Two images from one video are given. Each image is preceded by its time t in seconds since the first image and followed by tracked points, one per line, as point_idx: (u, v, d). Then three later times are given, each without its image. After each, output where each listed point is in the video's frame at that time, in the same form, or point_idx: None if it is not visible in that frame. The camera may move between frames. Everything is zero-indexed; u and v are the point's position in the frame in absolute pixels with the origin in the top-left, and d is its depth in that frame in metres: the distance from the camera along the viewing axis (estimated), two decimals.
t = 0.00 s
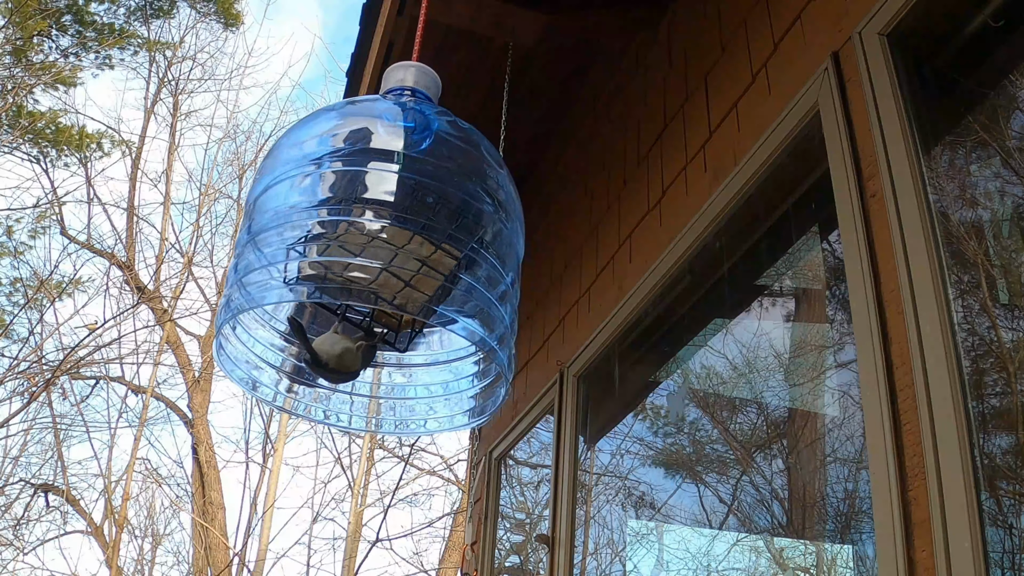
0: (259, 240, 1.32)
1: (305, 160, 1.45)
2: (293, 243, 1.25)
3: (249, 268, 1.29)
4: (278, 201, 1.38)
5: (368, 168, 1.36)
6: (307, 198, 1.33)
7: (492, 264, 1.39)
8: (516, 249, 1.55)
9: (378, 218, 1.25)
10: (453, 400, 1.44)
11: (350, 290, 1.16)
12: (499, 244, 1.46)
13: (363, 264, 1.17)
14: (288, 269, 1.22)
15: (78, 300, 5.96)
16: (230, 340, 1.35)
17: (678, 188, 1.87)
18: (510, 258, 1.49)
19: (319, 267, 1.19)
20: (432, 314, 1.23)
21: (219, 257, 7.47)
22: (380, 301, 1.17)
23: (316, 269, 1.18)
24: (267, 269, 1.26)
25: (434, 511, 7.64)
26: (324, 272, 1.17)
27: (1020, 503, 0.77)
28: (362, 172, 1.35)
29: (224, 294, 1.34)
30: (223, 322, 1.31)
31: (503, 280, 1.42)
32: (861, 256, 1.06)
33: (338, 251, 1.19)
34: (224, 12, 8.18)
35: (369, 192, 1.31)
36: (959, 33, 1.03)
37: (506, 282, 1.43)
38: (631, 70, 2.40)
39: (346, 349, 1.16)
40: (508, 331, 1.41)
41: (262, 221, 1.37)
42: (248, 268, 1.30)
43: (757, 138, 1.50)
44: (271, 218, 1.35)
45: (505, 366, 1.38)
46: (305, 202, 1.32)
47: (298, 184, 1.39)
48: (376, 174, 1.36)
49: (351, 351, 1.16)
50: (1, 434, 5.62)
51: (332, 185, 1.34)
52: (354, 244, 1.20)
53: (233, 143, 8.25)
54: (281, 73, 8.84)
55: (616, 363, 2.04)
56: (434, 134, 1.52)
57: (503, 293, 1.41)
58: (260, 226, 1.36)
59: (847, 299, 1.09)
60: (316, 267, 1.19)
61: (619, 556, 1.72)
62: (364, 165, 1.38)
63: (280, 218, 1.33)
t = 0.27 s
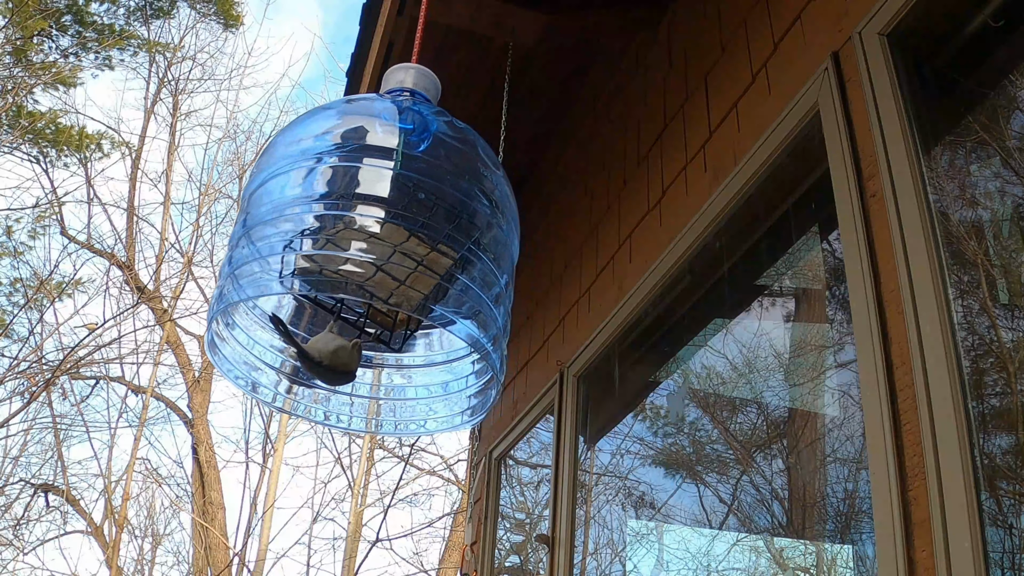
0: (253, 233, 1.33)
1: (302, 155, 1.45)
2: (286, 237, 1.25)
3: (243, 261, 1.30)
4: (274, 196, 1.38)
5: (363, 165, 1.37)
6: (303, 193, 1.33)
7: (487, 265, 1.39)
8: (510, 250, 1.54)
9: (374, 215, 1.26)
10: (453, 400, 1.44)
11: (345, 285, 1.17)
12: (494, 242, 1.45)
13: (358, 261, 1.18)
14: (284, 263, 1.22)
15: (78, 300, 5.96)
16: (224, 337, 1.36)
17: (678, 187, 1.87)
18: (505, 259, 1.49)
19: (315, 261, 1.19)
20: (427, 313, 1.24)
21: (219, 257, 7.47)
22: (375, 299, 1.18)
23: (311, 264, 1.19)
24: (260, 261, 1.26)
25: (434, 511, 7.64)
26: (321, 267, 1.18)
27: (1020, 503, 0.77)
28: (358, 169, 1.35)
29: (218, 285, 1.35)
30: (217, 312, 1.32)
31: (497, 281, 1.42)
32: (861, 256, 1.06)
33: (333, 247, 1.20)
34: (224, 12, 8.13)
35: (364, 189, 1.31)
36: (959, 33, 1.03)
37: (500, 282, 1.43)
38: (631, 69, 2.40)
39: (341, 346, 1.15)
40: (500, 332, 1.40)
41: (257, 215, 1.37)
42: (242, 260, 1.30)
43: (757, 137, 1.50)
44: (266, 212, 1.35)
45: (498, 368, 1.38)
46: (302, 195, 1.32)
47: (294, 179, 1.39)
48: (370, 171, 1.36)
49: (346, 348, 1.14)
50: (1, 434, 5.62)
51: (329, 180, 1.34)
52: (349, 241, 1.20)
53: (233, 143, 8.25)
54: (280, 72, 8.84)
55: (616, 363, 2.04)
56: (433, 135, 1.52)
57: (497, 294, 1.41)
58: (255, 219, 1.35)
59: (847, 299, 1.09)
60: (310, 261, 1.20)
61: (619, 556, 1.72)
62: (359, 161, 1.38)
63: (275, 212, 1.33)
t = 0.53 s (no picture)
0: (253, 242, 1.33)
1: (301, 164, 1.45)
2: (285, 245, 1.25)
3: (244, 270, 1.30)
4: (273, 204, 1.39)
5: (362, 173, 1.37)
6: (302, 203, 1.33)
7: (485, 270, 1.40)
8: (508, 254, 1.55)
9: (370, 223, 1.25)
10: (453, 402, 1.43)
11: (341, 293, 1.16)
12: (490, 248, 1.46)
13: (354, 268, 1.17)
14: (282, 272, 1.21)
15: (78, 300, 5.96)
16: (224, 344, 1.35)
17: (678, 187, 1.87)
18: (502, 264, 1.49)
19: (312, 269, 1.19)
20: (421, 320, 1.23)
21: (219, 257, 7.47)
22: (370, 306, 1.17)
23: (308, 273, 1.19)
24: (260, 272, 1.26)
25: (434, 511, 7.64)
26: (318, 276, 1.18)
27: (1020, 503, 0.77)
28: (357, 177, 1.35)
29: (218, 295, 1.34)
30: (217, 323, 1.30)
31: (495, 286, 1.42)
32: (861, 256, 1.06)
33: (330, 255, 1.19)
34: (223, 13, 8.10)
35: (363, 198, 1.31)
36: (959, 33, 1.03)
37: (498, 287, 1.43)
38: (630, 69, 2.40)
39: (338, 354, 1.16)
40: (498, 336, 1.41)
41: (257, 224, 1.37)
42: (242, 270, 1.30)
43: (757, 138, 1.50)
44: (266, 221, 1.35)
45: (495, 372, 1.39)
46: (301, 205, 1.33)
47: (292, 188, 1.39)
48: (370, 179, 1.36)
49: (341, 356, 1.15)
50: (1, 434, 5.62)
51: (328, 189, 1.34)
52: (346, 249, 1.20)
53: (233, 143, 8.26)
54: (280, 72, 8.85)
55: (616, 363, 2.04)
56: (430, 140, 1.54)
57: (495, 298, 1.41)
58: (256, 228, 1.35)
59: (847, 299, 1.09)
60: (308, 270, 1.19)
61: (619, 556, 1.72)
62: (358, 170, 1.38)
63: (274, 220, 1.33)
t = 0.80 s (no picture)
0: (254, 254, 1.34)
1: (299, 175, 1.47)
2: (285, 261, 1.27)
3: (246, 282, 1.31)
4: (272, 216, 1.40)
5: (360, 189, 1.36)
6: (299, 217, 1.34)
7: (479, 281, 1.41)
8: (502, 267, 1.58)
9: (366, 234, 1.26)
10: (452, 406, 1.46)
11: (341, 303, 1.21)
12: (484, 261, 1.47)
13: (350, 283, 1.21)
14: (282, 287, 1.25)
15: (78, 300, 5.96)
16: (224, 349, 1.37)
17: (678, 187, 1.87)
18: (496, 276, 1.51)
19: (309, 284, 1.23)
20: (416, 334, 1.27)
21: (219, 257, 7.47)
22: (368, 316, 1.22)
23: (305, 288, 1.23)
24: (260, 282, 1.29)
25: (434, 511, 7.64)
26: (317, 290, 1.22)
27: (1019, 502, 0.77)
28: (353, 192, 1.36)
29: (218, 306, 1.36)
30: (217, 333, 1.33)
31: (488, 297, 1.45)
32: (861, 255, 1.06)
33: (328, 269, 1.22)
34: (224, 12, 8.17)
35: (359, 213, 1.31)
36: (959, 34, 1.03)
37: (490, 298, 1.45)
38: (631, 69, 2.40)
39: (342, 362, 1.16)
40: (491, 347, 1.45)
41: (257, 235, 1.38)
42: (243, 282, 1.31)
43: (757, 138, 1.50)
44: (265, 234, 1.37)
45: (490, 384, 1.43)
46: (299, 218, 1.34)
47: (290, 201, 1.41)
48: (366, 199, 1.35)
49: (345, 362, 1.16)
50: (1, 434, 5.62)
51: (323, 206, 1.34)
52: (344, 261, 1.22)
53: (233, 143, 8.26)
54: (279, 72, 8.84)
55: (616, 363, 2.04)
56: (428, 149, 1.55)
57: (486, 310, 1.44)
58: (256, 240, 1.37)
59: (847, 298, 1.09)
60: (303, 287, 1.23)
61: (619, 556, 1.72)
62: (355, 182, 1.39)
63: (273, 233, 1.34)
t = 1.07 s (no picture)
0: (254, 255, 1.34)
1: (300, 178, 1.47)
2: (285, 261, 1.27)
3: (246, 282, 1.32)
4: (272, 218, 1.41)
5: (361, 192, 1.36)
6: (300, 218, 1.34)
7: (479, 285, 1.42)
8: (502, 270, 1.58)
9: (367, 238, 1.25)
10: (452, 410, 1.47)
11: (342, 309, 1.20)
12: (484, 263, 1.48)
13: (352, 286, 1.20)
14: (284, 286, 1.24)
15: (78, 300, 5.96)
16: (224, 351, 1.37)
17: (678, 188, 1.87)
18: (496, 278, 1.51)
19: (310, 285, 1.22)
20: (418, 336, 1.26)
21: (219, 257, 7.46)
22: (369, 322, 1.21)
23: (308, 289, 1.22)
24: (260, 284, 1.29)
25: (434, 511, 7.64)
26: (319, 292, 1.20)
27: (1020, 502, 0.77)
28: (354, 195, 1.36)
29: (219, 307, 1.36)
30: (218, 333, 1.33)
31: (488, 300, 1.45)
32: (861, 256, 1.06)
33: (330, 272, 1.21)
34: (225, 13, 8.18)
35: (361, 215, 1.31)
36: (960, 34, 1.03)
37: (490, 301, 1.45)
38: (631, 69, 2.40)
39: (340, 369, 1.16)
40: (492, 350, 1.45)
41: (257, 236, 1.39)
42: (244, 282, 1.32)
43: (757, 138, 1.50)
44: (266, 235, 1.37)
45: (489, 386, 1.43)
46: (300, 219, 1.34)
47: (290, 203, 1.41)
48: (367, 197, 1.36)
49: (344, 370, 1.16)
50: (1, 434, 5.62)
51: (324, 207, 1.34)
52: (346, 265, 1.22)
53: (233, 144, 8.26)
54: (279, 72, 8.84)
55: (616, 362, 2.04)
56: (427, 155, 1.54)
57: (486, 312, 1.44)
58: (257, 242, 1.37)
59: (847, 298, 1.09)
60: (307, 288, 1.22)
61: (619, 556, 1.72)
62: (356, 185, 1.39)
63: (274, 234, 1.35)
